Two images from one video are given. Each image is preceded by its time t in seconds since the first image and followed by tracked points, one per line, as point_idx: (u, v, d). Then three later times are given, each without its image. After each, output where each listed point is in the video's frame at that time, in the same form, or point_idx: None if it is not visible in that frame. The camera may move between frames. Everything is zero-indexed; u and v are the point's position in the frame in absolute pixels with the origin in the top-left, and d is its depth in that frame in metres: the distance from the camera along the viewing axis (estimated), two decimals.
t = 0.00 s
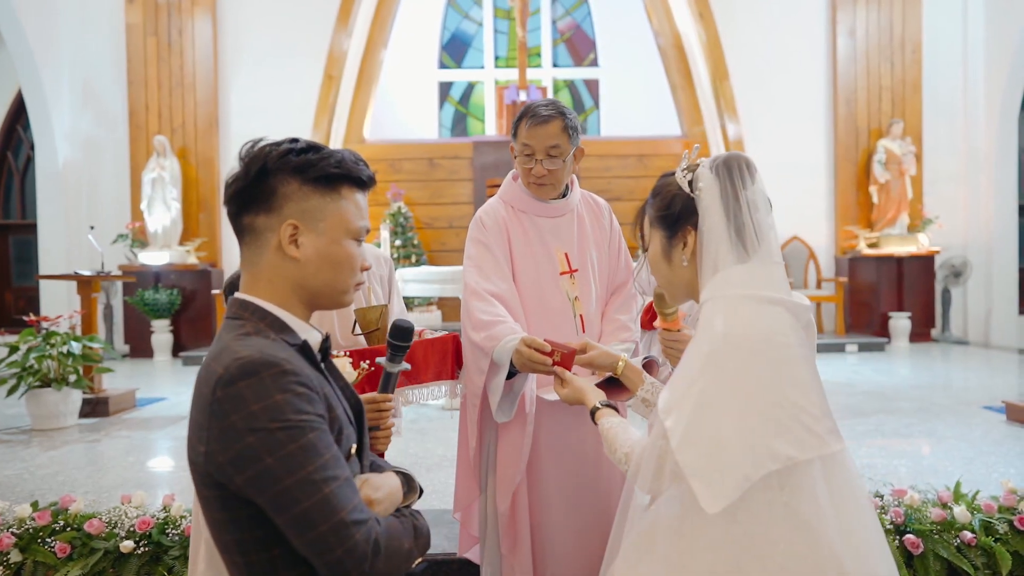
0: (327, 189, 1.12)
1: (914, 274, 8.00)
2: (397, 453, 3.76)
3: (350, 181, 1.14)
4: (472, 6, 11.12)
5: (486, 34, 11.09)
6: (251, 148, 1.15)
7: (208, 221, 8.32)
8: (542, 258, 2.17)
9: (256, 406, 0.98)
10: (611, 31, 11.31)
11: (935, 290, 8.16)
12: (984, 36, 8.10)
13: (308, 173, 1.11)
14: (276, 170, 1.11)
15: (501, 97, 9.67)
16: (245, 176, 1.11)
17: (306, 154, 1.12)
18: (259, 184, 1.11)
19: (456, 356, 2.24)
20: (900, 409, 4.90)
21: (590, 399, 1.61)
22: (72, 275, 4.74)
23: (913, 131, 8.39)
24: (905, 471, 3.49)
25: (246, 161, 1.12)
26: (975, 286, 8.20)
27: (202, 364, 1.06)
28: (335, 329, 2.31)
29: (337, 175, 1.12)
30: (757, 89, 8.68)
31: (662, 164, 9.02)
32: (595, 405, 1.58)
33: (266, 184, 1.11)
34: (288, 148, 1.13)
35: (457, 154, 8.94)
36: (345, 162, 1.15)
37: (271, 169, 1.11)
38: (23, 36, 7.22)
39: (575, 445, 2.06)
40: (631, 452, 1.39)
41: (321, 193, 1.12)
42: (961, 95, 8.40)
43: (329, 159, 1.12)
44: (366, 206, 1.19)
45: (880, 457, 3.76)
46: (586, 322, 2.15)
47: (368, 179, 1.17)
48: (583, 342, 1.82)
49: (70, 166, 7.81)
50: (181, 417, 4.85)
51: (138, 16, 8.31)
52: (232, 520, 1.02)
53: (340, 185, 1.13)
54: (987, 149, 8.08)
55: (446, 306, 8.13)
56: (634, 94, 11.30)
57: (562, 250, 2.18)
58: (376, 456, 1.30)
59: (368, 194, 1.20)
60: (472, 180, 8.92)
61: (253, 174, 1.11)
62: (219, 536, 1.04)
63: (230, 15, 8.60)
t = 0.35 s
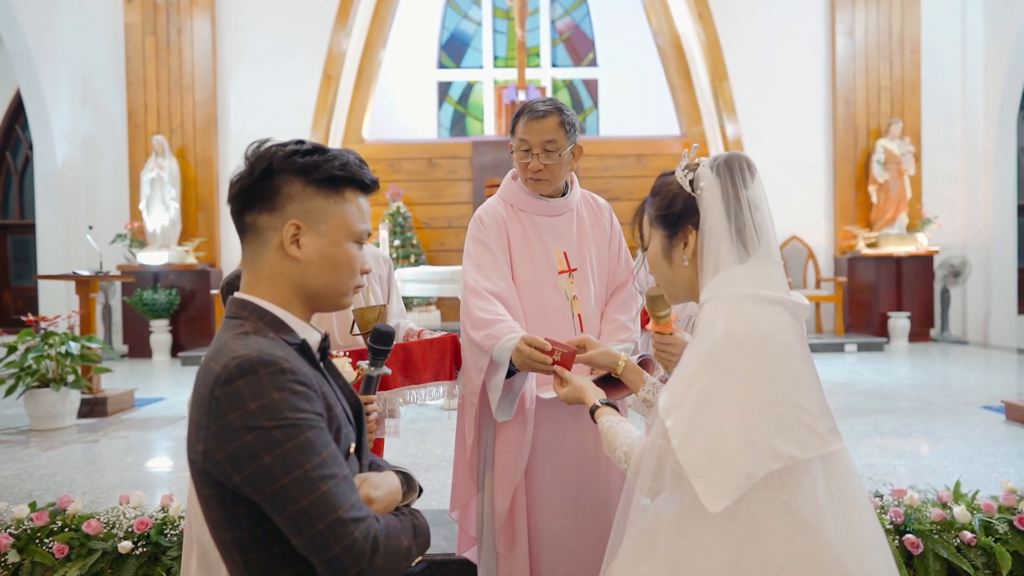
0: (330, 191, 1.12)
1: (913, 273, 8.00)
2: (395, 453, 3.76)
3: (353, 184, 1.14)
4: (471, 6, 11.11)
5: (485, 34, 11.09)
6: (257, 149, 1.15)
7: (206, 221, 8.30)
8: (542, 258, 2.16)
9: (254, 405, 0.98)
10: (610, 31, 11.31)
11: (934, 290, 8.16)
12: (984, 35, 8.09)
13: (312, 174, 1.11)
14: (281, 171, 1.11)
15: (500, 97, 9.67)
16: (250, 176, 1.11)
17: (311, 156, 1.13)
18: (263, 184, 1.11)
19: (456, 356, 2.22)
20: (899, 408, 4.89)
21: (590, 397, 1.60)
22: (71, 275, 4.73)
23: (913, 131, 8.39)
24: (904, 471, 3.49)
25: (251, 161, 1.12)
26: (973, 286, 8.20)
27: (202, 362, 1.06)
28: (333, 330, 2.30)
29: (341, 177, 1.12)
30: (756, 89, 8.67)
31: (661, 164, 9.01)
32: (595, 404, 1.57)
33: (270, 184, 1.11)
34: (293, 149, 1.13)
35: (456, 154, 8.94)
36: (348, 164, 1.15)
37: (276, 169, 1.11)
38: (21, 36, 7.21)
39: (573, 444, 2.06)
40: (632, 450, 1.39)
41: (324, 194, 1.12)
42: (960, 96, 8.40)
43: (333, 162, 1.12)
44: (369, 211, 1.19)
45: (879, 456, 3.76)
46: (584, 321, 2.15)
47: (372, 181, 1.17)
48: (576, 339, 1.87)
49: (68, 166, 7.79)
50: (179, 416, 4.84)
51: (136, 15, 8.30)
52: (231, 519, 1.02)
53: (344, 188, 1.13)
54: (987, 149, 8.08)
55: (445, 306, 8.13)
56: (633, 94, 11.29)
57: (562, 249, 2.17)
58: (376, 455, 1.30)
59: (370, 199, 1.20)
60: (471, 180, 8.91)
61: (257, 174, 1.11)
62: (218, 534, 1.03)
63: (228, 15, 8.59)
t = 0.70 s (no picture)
0: (332, 191, 1.12)
1: (911, 274, 8.02)
2: (394, 453, 3.76)
3: (355, 185, 1.14)
4: (470, 6, 11.11)
5: (484, 34, 11.09)
6: (260, 147, 1.15)
7: (205, 221, 8.30)
8: (542, 257, 2.16)
9: (257, 403, 0.98)
10: (608, 31, 11.31)
11: (932, 290, 8.17)
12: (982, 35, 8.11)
13: (314, 173, 1.11)
14: (283, 170, 1.11)
15: (499, 97, 9.68)
16: (252, 175, 1.11)
17: (314, 155, 1.13)
18: (265, 183, 1.11)
19: (455, 356, 2.22)
20: (898, 408, 4.90)
21: (590, 394, 1.60)
22: (69, 275, 4.73)
23: (911, 131, 8.40)
24: (903, 470, 3.50)
25: (254, 160, 1.12)
26: (972, 286, 8.21)
27: (203, 361, 1.06)
28: (333, 330, 2.30)
29: (343, 178, 1.12)
30: (754, 89, 8.68)
31: (659, 164, 9.01)
32: (595, 400, 1.56)
33: (272, 182, 1.11)
34: (296, 148, 1.13)
35: (455, 154, 8.94)
36: (350, 164, 1.15)
37: (279, 168, 1.11)
38: (19, 35, 7.21)
39: (573, 443, 2.06)
40: (630, 447, 1.38)
41: (325, 194, 1.12)
42: (958, 96, 8.42)
43: (336, 163, 1.12)
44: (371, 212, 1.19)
45: (878, 456, 3.77)
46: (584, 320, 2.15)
47: (374, 182, 1.17)
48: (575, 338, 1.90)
49: (66, 166, 7.78)
50: (178, 416, 4.84)
51: (134, 14, 8.29)
52: (233, 518, 1.02)
53: (346, 189, 1.13)
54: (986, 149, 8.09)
55: (444, 306, 8.12)
56: (632, 94, 11.30)
57: (561, 249, 2.17)
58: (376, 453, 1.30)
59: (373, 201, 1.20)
60: (470, 180, 8.91)
61: (260, 173, 1.11)
62: (220, 532, 1.03)
63: (227, 15, 8.58)
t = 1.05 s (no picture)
0: (333, 193, 1.11)
1: (909, 273, 8.02)
2: (391, 453, 3.75)
3: (357, 187, 1.13)
4: (468, 6, 11.10)
5: (482, 34, 11.08)
6: (263, 146, 1.14)
7: (202, 220, 8.27)
8: (542, 257, 2.15)
9: (248, 404, 0.96)
10: (606, 31, 11.30)
11: (930, 290, 8.17)
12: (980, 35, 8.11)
13: (316, 175, 1.10)
14: (285, 170, 1.10)
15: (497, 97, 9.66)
16: (253, 175, 1.10)
17: (316, 156, 1.11)
18: (266, 183, 1.10)
19: (453, 356, 2.20)
20: (895, 408, 4.89)
21: (591, 388, 1.60)
22: (65, 275, 4.71)
23: (909, 132, 8.40)
24: (900, 470, 3.49)
25: (256, 159, 1.11)
26: (969, 286, 8.21)
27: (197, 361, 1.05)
28: (330, 329, 2.30)
29: (345, 180, 1.11)
30: (753, 88, 8.68)
31: (657, 163, 9.01)
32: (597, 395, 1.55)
33: (272, 182, 1.10)
34: (299, 148, 1.11)
35: (453, 153, 8.92)
36: (353, 166, 1.13)
37: (281, 168, 1.10)
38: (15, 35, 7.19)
39: (573, 442, 2.04)
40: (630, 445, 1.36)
41: (326, 195, 1.10)
42: (955, 96, 8.42)
43: (338, 165, 1.11)
44: (371, 215, 1.17)
45: (875, 456, 3.76)
46: (583, 321, 2.14)
47: (376, 185, 1.16)
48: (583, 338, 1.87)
49: (62, 166, 7.77)
50: (174, 417, 4.82)
51: (131, 14, 8.27)
52: (225, 519, 1.00)
53: (347, 192, 1.12)
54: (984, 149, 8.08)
55: (441, 306, 8.10)
56: (630, 94, 11.30)
57: (562, 249, 2.16)
58: (371, 454, 1.28)
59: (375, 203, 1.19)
60: (467, 179, 8.89)
61: (261, 173, 1.10)
62: (212, 533, 1.02)
63: (224, 14, 8.55)
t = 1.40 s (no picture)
0: (329, 190, 1.10)
1: (907, 273, 8.01)
2: (389, 453, 3.74)
3: (353, 184, 1.12)
4: (466, 6, 11.10)
5: (480, 34, 11.08)
6: (257, 147, 1.13)
7: (199, 220, 8.26)
8: (542, 257, 2.15)
9: (248, 404, 0.96)
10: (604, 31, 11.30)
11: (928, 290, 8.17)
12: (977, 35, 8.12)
13: (310, 173, 1.10)
14: (280, 169, 1.10)
15: (496, 97, 9.66)
16: (249, 175, 1.10)
17: (311, 154, 1.11)
18: (263, 183, 1.10)
19: (452, 356, 2.20)
20: (893, 408, 4.90)
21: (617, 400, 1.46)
22: (62, 275, 4.70)
23: (907, 132, 8.41)
24: (898, 470, 3.49)
25: (251, 159, 1.11)
26: (967, 286, 8.22)
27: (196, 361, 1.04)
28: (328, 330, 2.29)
29: (340, 177, 1.10)
30: (751, 88, 8.69)
31: (656, 163, 9.01)
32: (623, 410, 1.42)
33: (268, 181, 1.10)
34: (293, 147, 1.11)
35: (450, 154, 8.92)
36: (348, 163, 1.13)
37: (276, 167, 1.10)
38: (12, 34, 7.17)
39: (576, 441, 2.04)
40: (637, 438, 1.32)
41: (323, 193, 1.10)
42: (953, 96, 8.43)
43: (332, 162, 1.11)
44: (369, 211, 1.17)
45: (872, 456, 3.76)
46: (583, 320, 2.14)
47: (372, 181, 1.15)
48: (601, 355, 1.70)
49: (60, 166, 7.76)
50: (172, 417, 4.81)
51: (128, 14, 8.25)
52: (224, 519, 1.00)
53: (343, 188, 1.11)
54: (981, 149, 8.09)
55: (439, 306, 8.10)
56: (628, 94, 11.30)
57: (563, 248, 2.16)
58: (369, 456, 1.28)
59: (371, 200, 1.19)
60: (465, 179, 8.89)
61: (257, 173, 1.10)
62: (211, 532, 1.02)
63: (221, 14, 8.54)
